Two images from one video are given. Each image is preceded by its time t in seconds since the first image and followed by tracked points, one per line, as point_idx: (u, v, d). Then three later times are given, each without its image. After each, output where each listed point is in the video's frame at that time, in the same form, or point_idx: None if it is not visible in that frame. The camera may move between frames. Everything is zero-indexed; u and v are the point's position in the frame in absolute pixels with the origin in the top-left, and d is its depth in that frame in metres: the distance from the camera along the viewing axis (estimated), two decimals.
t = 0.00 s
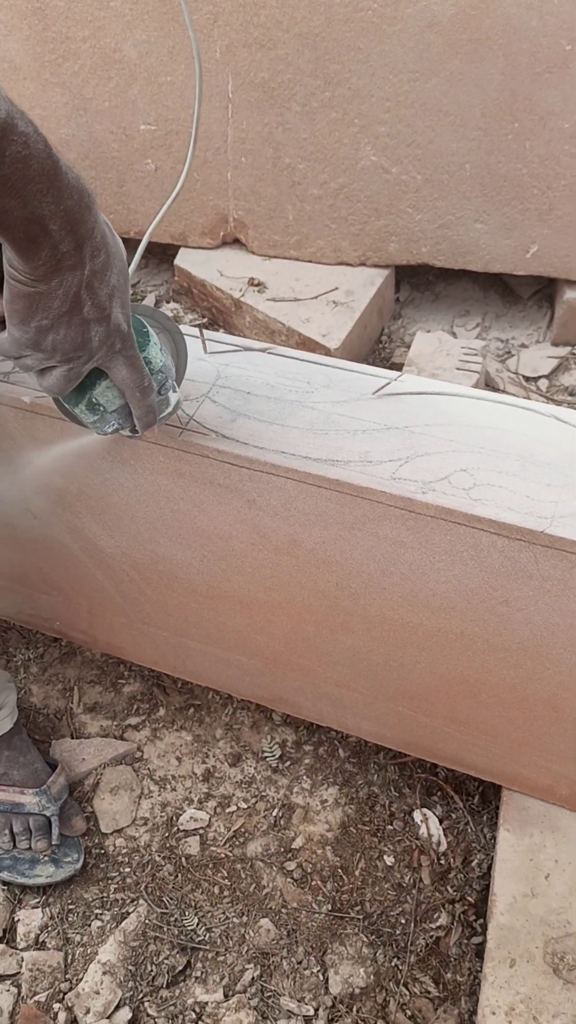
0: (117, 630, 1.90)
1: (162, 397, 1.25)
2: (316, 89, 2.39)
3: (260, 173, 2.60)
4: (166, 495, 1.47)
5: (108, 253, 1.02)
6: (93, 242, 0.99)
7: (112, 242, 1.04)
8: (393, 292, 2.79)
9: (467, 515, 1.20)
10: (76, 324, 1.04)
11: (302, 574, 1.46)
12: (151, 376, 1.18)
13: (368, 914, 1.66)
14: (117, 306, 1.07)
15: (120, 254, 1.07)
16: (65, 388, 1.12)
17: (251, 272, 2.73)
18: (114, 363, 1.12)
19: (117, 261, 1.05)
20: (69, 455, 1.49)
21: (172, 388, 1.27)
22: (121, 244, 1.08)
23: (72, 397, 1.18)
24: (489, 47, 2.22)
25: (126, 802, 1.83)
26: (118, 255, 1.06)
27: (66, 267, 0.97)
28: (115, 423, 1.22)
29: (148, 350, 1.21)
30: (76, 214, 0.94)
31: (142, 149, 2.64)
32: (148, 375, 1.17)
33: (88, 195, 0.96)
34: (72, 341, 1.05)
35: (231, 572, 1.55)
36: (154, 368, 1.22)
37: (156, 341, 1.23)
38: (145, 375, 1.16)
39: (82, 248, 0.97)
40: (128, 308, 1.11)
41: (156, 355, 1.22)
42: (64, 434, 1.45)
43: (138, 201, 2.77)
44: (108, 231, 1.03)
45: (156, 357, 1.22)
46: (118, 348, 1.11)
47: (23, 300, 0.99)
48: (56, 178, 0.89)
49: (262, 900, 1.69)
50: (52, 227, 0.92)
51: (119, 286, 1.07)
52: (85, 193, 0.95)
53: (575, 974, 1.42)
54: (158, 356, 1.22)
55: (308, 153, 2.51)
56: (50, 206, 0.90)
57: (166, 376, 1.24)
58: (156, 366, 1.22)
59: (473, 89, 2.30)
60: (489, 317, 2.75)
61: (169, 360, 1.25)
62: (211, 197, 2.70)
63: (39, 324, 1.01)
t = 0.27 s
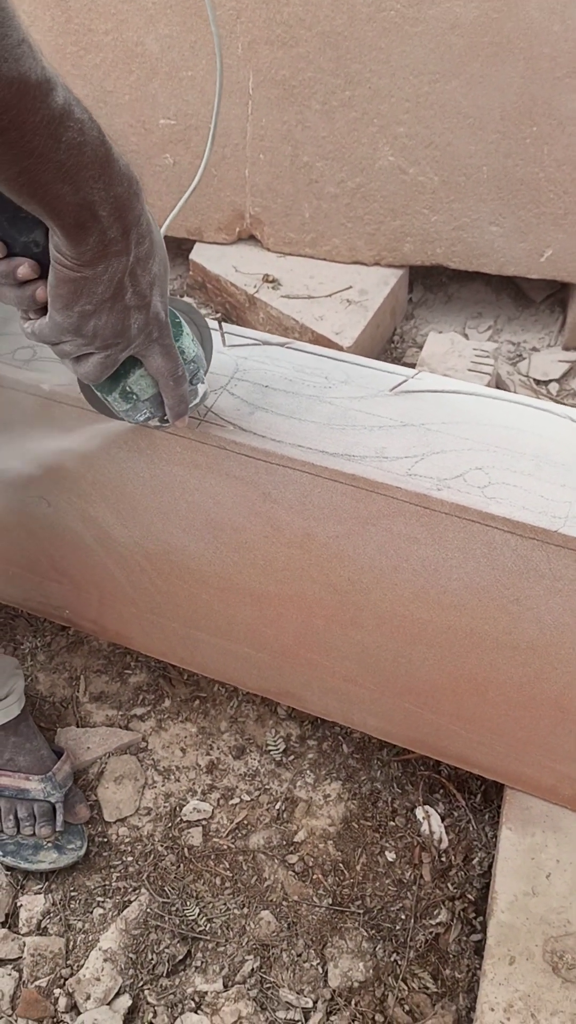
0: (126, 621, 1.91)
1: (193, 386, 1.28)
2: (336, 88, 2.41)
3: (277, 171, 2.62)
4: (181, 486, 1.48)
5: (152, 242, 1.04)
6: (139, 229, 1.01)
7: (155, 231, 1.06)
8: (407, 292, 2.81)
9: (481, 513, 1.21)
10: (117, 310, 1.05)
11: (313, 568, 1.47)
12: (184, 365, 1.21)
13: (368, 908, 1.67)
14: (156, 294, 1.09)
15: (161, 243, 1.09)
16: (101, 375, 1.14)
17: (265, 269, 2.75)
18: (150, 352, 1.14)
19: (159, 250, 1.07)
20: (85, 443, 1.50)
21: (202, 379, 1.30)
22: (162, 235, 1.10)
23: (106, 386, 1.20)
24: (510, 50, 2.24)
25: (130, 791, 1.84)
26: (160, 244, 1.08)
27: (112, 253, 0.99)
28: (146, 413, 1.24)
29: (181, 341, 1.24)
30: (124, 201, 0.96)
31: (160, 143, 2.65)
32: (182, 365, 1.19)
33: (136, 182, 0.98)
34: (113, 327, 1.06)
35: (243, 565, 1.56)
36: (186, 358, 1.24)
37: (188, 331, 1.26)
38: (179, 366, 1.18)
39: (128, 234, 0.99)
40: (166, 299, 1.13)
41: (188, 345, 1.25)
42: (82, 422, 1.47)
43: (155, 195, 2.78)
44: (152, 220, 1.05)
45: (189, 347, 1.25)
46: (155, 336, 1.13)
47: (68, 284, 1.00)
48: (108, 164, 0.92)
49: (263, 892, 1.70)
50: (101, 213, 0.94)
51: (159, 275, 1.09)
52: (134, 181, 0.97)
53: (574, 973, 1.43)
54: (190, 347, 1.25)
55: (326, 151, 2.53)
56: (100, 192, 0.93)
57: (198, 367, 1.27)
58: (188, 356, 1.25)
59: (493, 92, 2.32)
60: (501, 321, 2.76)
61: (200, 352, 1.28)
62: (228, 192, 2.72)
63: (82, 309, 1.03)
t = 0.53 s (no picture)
0: (114, 612, 1.90)
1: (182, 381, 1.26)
2: (339, 80, 2.40)
3: (278, 162, 2.60)
4: (170, 477, 1.47)
5: (146, 235, 1.03)
6: (132, 222, 1.00)
7: (148, 224, 1.05)
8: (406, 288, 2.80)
9: (471, 512, 1.20)
10: (109, 303, 1.04)
11: (302, 563, 1.46)
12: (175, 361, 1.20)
13: (350, 905, 1.66)
14: (149, 288, 1.08)
15: (155, 237, 1.08)
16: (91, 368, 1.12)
17: (264, 261, 2.73)
18: (141, 346, 1.13)
19: (153, 244, 1.06)
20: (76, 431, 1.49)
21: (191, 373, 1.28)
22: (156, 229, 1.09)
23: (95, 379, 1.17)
24: (514, 46, 2.24)
25: (114, 783, 1.84)
26: (153, 238, 1.07)
27: (105, 245, 0.98)
28: (134, 407, 1.23)
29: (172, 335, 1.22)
30: (120, 193, 0.95)
31: (160, 131, 2.62)
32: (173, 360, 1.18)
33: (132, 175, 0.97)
34: (104, 320, 1.05)
35: (232, 558, 1.56)
36: (177, 353, 1.23)
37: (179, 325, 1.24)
38: (171, 361, 1.17)
39: (122, 227, 0.98)
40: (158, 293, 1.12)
41: (179, 339, 1.23)
42: (72, 411, 1.46)
43: (154, 184, 2.77)
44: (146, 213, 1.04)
45: (180, 341, 1.23)
46: (146, 330, 1.11)
47: (60, 274, 0.99)
48: (104, 155, 0.91)
49: (245, 886, 1.69)
50: (96, 203, 0.93)
51: (152, 269, 1.08)
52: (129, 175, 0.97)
53: (553, 974, 1.42)
54: (181, 341, 1.23)
55: (327, 144, 2.52)
56: (96, 183, 0.91)
57: (189, 361, 1.25)
58: (179, 351, 1.23)
59: (496, 88, 2.31)
60: (500, 319, 2.75)
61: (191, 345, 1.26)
62: (227, 184, 2.71)
63: (72, 301, 1.01)
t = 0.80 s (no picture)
0: (113, 603, 1.90)
1: (188, 304, 1.30)
2: (342, 71, 2.45)
3: (281, 153, 2.67)
4: (170, 468, 1.47)
5: (103, 139, 1.10)
6: (79, 125, 1.07)
7: (114, 137, 1.12)
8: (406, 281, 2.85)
9: (474, 506, 1.19)
10: (70, 213, 1.13)
11: (302, 557, 1.46)
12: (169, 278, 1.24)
13: (346, 897, 1.66)
14: (119, 197, 1.14)
15: (131, 151, 1.15)
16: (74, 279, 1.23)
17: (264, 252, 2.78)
18: (124, 256, 1.19)
19: (120, 153, 1.13)
20: (77, 422, 1.50)
21: (201, 297, 1.32)
22: (132, 138, 1.16)
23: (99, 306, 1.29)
24: (519, 39, 2.26)
25: (111, 774, 1.83)
26: (121, 148, 1.13)
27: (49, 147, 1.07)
28: (135, 327, 1.31)
29: (173, 254, 1.26)
30: (53, 66, 1.02)
31: (163, 122, 2.62)
32: (163, 276, 1.22)
33: (72, 76, 1.05)
34: (68, 228, 1.14)
35: (232, 550, 1.55)
36: (177, 272, 1.27)
37: (183, 243, 1.28)
38: (158, 276, 1.21)
39: (65, 127, 1.06)
40: (138, 205, 1.17)
41: (179, 259, 1.27)
42: (74, 402, 1.47)
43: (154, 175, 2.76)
44: (108, 121, 1.11)
45: (180, 261, 1.27)
46: (125, 240, 1.18)
47: (11, 178, 1.10)
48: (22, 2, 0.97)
49: (242, 878, 1.69)
50: (24, 101, 1.02)
51: (119, 175, 1.13)
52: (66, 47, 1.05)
53: (550, 968, 1.42)
54: (180, 259, 1.27)
55: (331, 135, 2.58)
56: (18, 80, 1.00)
57: (189, 278, 1.29)
58: (178, 270, 1.27)
59: (500, 80, 2.34)
60: (501, 313, 2.79)
61: (196, 263, 1.30)
62: (229, 174, 2.77)
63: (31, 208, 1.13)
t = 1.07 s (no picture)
0: (106, 597, 1.90)
1: (111, 307, 1.22)
2: (335, 65, 2.47)
3: (274, 147, 2.68)
4: (163, 462, 1.47)
5: (14, 117, 1.08)
6: None
7: (41, 121, 1.09)
8: (400, 275, 2.87)
9: (465, 501, 1.20)
10: None
11: (295, 551, 1.47)
12: (78, 271, 1.16)
13: (338, 890, 1.67)
14: (32, 177, 1.10)
15: (64, 141, 1.11)
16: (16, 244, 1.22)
17: (258, 245, 2.80)
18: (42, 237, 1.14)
19: (41, 134, 1.09)
20: (70, 415, 1.50)
21: (138, 306, 1.22)
22: (61, 127, 1.10)
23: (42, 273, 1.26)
24: (512, 34, 2.28)
25: (104, 767, 1.84)
26: (46, 132, 1.09)
27: None
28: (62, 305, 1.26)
29: (96, 253, 1.17)
30: None
31: (156, 114, 2.70)
32: (68, 267, 1.15)
33: None
34: None
35: (225, 545, 1.56)
36: (96, 273, 1.18)
37: (118, 248, 1.16)
38: (64, 264, 1.14)
39: None
40: (57, 192, 1.10)
41: (102, 261, 1.17)
42: (66, 396, 1.47)
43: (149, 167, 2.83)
44: (37, 105, 1.09)
45: (104, 264, 1.17)
46: (38, 221, 1.13)
47: None
48: None
49: (234, 871, 1.69)
50: None
51: (34, 156, 1.09)
52: None
53: (539, 960, 1.43)
54: (103, 260, 1.17)
55: (325, 128, 2.59)
56: None
57: (110, 281, 1.18)
58: (99, 273, 1.18)
59: (493, 75, 2.35)
60: (494, 308, 2.80)
61: (132, 273, 1.18)
62: (223, 167, 2.79)
63: None
